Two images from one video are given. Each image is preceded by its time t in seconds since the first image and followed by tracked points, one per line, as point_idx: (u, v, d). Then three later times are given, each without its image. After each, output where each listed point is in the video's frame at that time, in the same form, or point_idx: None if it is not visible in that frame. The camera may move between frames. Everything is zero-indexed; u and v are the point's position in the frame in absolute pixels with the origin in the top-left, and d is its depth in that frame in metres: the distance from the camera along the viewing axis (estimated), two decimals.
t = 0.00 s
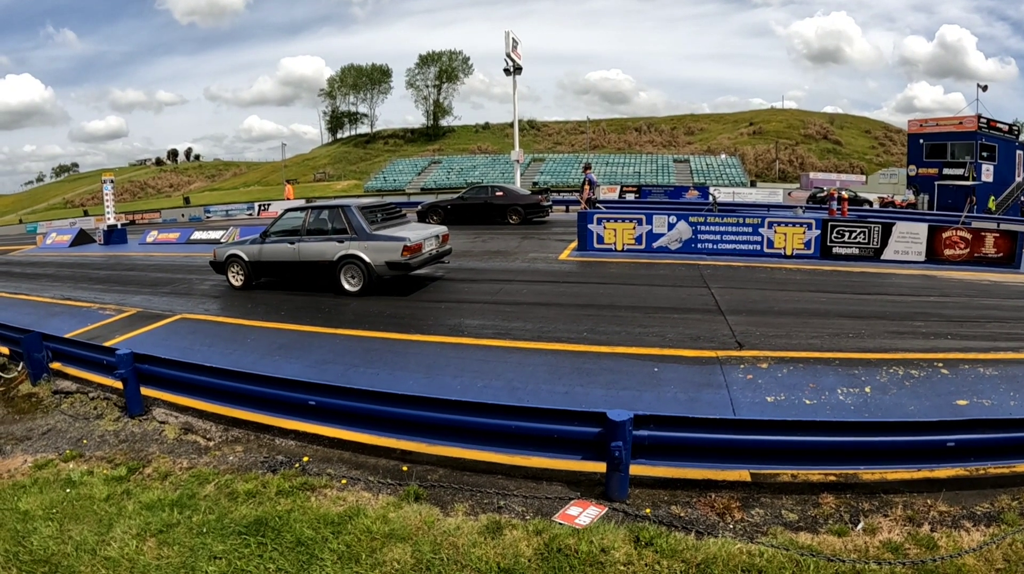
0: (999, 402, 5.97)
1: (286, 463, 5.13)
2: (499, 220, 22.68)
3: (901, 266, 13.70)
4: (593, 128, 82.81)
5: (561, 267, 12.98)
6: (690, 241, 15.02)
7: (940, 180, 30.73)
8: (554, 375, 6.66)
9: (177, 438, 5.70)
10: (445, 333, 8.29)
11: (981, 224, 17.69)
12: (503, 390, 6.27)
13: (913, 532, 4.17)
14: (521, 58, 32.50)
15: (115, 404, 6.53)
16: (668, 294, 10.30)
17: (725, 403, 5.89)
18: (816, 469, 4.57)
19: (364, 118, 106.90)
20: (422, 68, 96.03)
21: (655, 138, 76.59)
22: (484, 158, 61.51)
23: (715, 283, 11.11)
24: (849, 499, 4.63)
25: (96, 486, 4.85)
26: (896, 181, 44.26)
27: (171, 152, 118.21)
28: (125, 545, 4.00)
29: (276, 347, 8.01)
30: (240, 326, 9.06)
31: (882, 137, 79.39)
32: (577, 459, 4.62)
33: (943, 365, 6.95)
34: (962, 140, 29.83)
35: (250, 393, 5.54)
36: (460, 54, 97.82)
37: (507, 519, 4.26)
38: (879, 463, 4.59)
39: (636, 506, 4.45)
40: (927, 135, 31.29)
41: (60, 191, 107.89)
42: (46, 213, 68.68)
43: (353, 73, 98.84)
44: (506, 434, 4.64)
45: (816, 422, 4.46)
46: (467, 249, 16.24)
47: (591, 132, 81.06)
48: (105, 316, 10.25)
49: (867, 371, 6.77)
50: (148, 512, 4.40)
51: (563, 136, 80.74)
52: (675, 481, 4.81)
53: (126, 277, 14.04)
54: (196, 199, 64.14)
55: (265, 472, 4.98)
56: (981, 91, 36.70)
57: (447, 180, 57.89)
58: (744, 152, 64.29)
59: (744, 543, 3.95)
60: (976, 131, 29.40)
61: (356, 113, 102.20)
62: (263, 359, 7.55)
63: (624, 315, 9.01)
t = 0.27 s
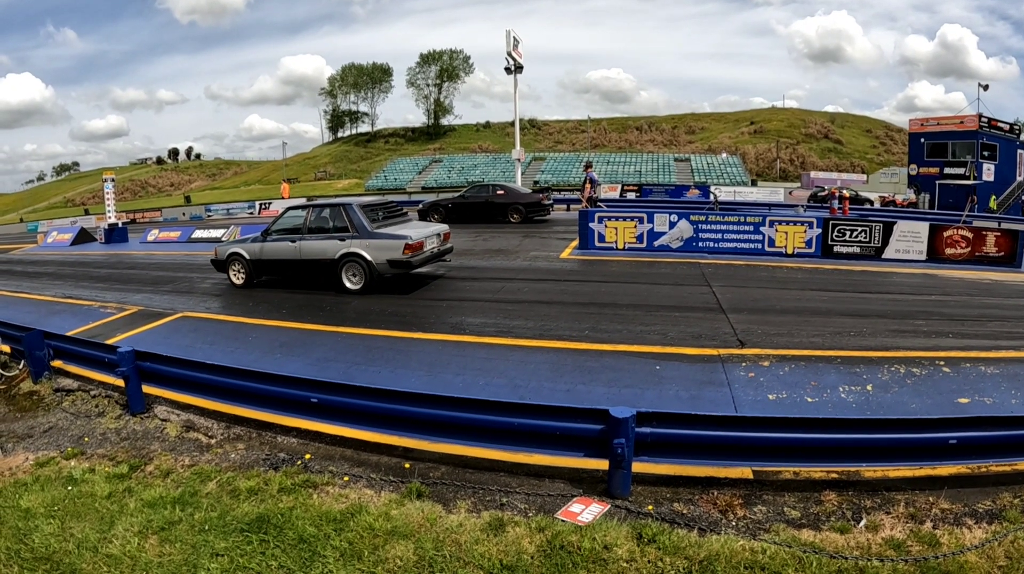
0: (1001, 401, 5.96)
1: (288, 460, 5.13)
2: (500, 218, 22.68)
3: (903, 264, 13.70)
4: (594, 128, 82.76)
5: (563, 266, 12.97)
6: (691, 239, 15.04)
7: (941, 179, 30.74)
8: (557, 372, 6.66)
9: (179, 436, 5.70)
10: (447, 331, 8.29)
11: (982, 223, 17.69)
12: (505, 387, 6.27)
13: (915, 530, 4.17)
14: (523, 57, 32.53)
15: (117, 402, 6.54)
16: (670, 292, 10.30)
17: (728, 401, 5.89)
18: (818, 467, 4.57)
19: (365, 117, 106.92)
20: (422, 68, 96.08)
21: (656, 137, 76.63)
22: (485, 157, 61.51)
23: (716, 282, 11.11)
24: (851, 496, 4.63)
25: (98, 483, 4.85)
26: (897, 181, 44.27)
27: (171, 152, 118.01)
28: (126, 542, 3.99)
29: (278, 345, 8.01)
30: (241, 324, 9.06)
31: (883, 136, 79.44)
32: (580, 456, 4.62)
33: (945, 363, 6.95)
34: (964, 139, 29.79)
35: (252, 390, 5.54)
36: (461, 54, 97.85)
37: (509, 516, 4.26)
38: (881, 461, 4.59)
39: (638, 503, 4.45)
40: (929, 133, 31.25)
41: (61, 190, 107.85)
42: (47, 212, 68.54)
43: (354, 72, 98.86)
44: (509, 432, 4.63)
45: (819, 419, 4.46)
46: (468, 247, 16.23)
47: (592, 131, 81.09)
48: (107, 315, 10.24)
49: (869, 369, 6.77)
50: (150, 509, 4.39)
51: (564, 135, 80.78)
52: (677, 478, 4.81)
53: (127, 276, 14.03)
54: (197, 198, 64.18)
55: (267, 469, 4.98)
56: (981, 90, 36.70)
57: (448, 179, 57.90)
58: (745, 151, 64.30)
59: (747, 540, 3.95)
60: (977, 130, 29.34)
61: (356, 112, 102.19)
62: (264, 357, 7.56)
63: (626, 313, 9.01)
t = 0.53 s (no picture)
0: (1001, 399, 5.96)
1: (288, 458, 5.14)
2: (500, 217, 22.67)
3: (903, 263, 13.69)
4: (594, 127, 82.69)
5: (563, 264, 12.97)
6: (692, 238, 15.04)
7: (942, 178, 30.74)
8: (557, 371, 6.66)
9: (180, 435, 5.70)
10: (447, 330, 8.29)
11: (983, 221, 17.69)
12: (506, 386, 6.27)
13: (916, 528, 4.16)
14: (523, 56, 32.51)
15: (117, 401, 6.54)
16: (670, 291, 10.30)
17: (728, 399, 5.89)
18: (819, 465, 4.57)
19: (366, 116, 106.89)
20: (423, 67, 96.05)
21: (657, 136, 76.61)
22: (485, 156, 61.48)
23: (717, 280, 11.10)
24: (852, 495, 4.63)
25: (98, 482, 4.84)
26: (898, 179, 44.27)
27: (172, 151, 118.02)
28: (126, 541, 3.99)
29: (279, 343, 8.01)
30: (242, 323, 9.06)
31: (884, 135, 79.42)
32: (580, 455, 4.62)
33: (945, 362, 6.94)
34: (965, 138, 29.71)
35: (253, 389, 5.54)
36: (461, 53, 97.83)
37: (510, 514, 4.25)
38: (881, 459, 4.58)
39: (638, 501, 4.45)
40: (929, 132, 31.14)
41: (62, 189, 107.91)
42: (48, 211, 68.63)
43: (354, 72, 98.81)
44: (509, 430, 4.64)
45: (819, 417, 4.45)
46: (469, 246, 16.23)
47: (593, 130, 81.08)
48: (107, 314, 10.25)
49: (870, 367, 6.76)
50: (150, 508, 4.40)
51: (565, 133, 80.81)
52: (677, 477, 4.81)
53: (128, 275, 14.03)
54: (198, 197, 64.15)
55: (267, 468, 4.98)
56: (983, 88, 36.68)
57: (449, 178, 57.87)
58: (745, 150, 64.27)
59: (747, 539, 3.94)
60: (977, 129, 29.35)
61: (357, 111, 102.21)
62: (265, 356, 7.56)
63: (626, 312, 9.01)
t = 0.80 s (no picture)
0: (1001, 398, 5.96)
1: (289, 457, 5.14)
2: (501, 216, 22.67)
3: (904, 262, 13.68)
4: (595, 126, 82.62)
5: (564, 263, 12.97)
6: (692, 237, 15.03)
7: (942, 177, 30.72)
8: (558, 370, 6.66)
9: (181, 433, 5.71)
10: (448, 329, 8.29)
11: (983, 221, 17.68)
12: (507, 384, 6.28)
13: (917, 527, 4.16)
14: (523, 55, 32.48)
15: (118, 400, 6.54)
16: (671, 290, 10.29)
17: (728, 398, 5.89)
18: (819, 464, 4.57)
19: (366, 114, 106.83)
20: (423, 66, 96.00)
21: (657, 135, 76.59)
22: (485, 155, 61.45)
23: (718, 279, 11.09)
24: (852, 494, 4.63)
25: (99, 480, 4.85)
26: (898, 178, 44.24)
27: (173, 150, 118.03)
28: (127, 539, 4.00)
29: (279, 342, 8.01)
30: (243, 322, 9.07)
31: (885, 134, 79.39)
32: (581, 453, 4.63)
33: (946, 361, 6.94)
34: (965, 137, 29.77)
35: (254, 388, 5.55)
36: (461, 52, 97.80)
37: (510, 513, 4.25)
38: (882, 458, 4.58)
39: (639, 500, 4.45)
40: (930, 131, 31.16)
41: (63, 189, 107.98)
42: (50, 210, 68.77)
43: (355, 70, 98.80)
44: (510, 429, 4.63)
45: (820, 416, 4.45)
46: (469, 245, 16.23)
47: (593, 129, 81.04)
48: (108, 313, 10.26)
49: (871, 366, 6.76)
50: (151, 506, 4.40)
51: (566, 132, 80.83)
52: (678, 475, 4.81)
53: (129, 274, 14.03)
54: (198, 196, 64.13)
55: (268, 467, 4.99)
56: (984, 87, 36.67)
57: (450, 176, 57.83)
58: (746, 148, 64.23)
59: (748, 537, 3.94)
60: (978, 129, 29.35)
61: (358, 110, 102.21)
62: (266, 355, 7.56)
63: (627, 311, 9.01)
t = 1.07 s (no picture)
0: (1002, 397, 5.95)
1: (290, 456, 5.14)
2: (501, 215, 22.67)
3: (905, 261, 13.68)
4: (595, 125, 82.60)
5: (565, 262, 12.97)
6: (693, 236, 15.03)
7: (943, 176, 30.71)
8: (558, 368, 6.66)
9: (181, 432, 5.71)
10: (449, 328, 8.30)
11: (984, 220, 17.67)
12: (507, 383, 6.28)
13: (917, 526, 4.16)
14: (523, 54, 32.46)
15: (119, 399, 6.55)
16: (672, 288, 10.30)
17: (729, 397, 5.89)
18: (820, 463, 4.57)
19: (366, 114, 106.80)
20: (423, 65, 95.97)
21: (658, 134, 76.58)
22: (486, 154, 61.41)
23: (718, 278, 11.09)
24: (853, 493, 4.63)
25: (100, 479, 4.85)
26: (899, 178, 44.22)
27: (174, 149, 118.07)
28: (128, 538, 4.00)
29: (280, 341, 8.01)
30: (243, 321, 9.07)
31: (885, 133, 79.32)
32: (581, 452, 4.63)
33: (947, 360, 6.93)
34: (966, 136, 29.73)
35: (254, 387, 5.55)
36: (462, 51, 97.76)
37: (511, 512, 4.25)
38: (883, 457, 4.58)
39: (640, 499, 4.46)
40: (930, 130, 31.16)
41: (64, 188, 108.06)
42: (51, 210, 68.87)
43: (356, 69, 98.76)
44: (510, 427, 4.64)
45: (821, 415, 4.45)
46: (470, 244, 16.23)
47: (594, 128, 81.02)
48: (109, 312, 10.27)
49: (871, 365, 6.75)
50: (152, 505, 4.40)
51: (567, 131, 80.84)
52: (679, 474, 4.81)
53: (130, 274, 14.04)
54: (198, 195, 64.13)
55: (269, 466, 4.99)
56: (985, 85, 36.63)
57: (450, 175, 57.82)
58: (746, 148, 64.19)
59: (749, 537, 3.94)
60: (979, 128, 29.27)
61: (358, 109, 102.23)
62: (267, 354, 7.56)
63: (627, 310, 9.01)
